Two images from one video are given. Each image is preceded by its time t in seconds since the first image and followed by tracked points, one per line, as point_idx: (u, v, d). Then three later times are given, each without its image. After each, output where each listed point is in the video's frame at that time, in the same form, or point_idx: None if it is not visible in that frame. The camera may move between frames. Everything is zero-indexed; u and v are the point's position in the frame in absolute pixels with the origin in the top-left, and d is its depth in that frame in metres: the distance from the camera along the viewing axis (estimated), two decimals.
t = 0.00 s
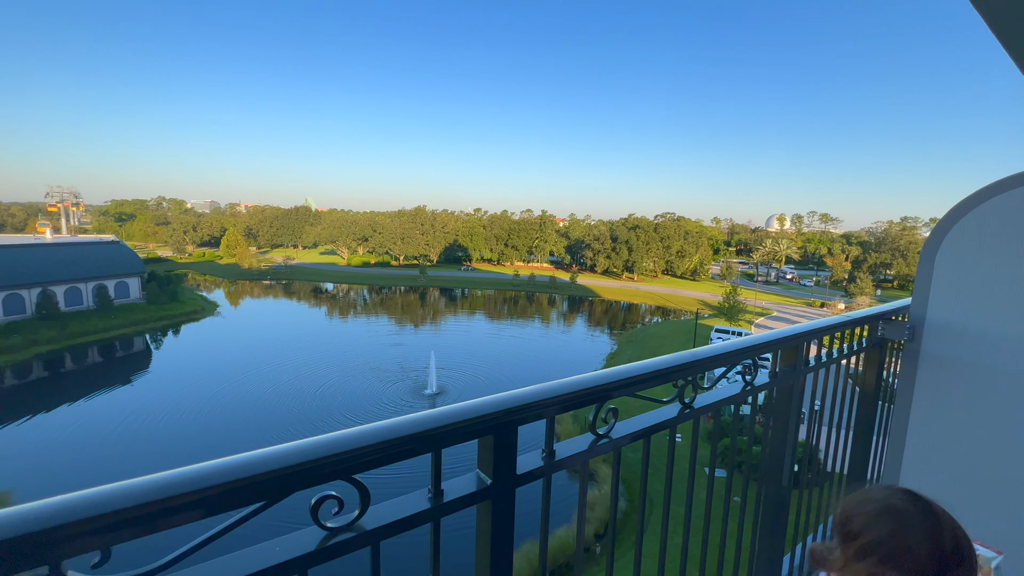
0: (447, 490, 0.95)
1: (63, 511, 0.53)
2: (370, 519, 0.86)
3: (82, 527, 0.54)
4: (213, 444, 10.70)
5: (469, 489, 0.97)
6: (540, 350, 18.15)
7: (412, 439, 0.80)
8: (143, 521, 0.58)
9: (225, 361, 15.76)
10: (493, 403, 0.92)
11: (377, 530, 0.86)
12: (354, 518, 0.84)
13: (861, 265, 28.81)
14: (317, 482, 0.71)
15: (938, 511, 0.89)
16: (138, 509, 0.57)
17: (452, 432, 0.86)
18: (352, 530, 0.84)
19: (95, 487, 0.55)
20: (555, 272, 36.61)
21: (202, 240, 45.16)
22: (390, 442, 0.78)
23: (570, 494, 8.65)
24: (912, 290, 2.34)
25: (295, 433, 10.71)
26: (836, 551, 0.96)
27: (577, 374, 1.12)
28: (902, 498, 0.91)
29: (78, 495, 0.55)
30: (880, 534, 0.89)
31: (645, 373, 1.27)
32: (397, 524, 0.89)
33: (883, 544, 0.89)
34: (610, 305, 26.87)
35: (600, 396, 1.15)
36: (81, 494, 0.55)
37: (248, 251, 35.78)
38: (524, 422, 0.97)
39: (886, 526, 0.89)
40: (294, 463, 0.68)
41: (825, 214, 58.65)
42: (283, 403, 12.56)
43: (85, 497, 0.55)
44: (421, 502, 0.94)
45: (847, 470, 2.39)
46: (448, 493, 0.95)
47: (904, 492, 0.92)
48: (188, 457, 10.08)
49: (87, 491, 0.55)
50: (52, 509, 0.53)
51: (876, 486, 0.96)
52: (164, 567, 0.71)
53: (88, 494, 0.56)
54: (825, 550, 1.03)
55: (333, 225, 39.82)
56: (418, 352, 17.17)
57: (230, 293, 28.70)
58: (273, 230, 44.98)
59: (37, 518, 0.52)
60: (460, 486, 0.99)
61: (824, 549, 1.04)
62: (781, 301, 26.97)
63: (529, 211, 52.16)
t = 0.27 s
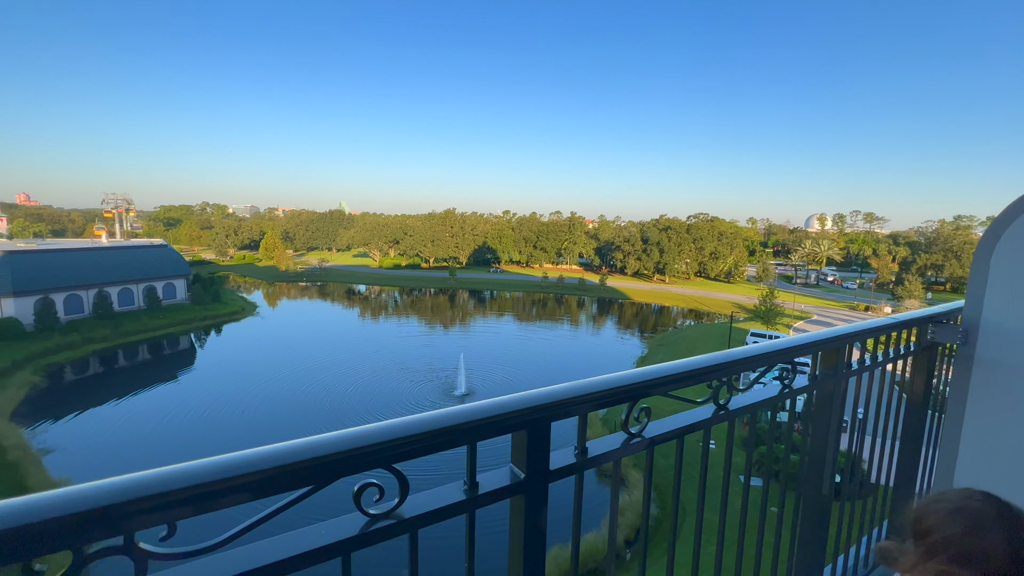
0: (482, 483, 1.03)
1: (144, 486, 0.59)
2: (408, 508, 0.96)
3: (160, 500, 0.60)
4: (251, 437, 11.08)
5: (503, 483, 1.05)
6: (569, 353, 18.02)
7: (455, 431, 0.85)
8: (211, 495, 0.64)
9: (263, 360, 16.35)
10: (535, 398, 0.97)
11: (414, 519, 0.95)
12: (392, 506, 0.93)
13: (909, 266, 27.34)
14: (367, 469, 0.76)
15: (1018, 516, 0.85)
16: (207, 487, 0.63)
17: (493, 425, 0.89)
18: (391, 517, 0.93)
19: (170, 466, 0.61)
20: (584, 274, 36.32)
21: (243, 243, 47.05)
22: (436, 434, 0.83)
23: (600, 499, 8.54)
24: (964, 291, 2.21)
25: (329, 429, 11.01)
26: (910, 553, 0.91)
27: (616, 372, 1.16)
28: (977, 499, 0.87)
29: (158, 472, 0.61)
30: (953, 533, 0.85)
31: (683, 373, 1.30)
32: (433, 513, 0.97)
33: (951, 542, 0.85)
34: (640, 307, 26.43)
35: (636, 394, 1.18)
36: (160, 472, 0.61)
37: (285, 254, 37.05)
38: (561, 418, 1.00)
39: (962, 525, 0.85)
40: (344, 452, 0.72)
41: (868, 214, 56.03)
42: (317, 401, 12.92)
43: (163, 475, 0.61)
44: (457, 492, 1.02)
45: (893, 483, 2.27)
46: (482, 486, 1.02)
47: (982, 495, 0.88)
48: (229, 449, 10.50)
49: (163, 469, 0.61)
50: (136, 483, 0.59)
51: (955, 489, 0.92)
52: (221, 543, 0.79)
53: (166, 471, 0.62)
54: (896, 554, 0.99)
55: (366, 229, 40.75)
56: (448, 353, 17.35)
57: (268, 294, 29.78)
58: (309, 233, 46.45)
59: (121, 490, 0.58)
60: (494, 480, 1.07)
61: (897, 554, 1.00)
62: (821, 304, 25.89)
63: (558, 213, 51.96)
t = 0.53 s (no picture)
0: (520, 480, 1.10)
1: (209, 471, 0.72)
2: (451, 502, 1.03)
3: (222, 485, 0.73)
4: (286, 430, 11.34)
5: (541, 481, 1.11)
6: (599, 355, 17.75)
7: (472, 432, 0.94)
8: (263, 482, 0.76)
9: (299, 358, 16.84)
10: (559, 401, 1.04)
11: (458, 512, 1.03)
12: (435, 500, 1.01)
13: (965, 268, 25.64)
14: (394, 463, 0.88)
15: None
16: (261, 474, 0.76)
17: (509, 426, 0.98)
18: (435, 509, 1.01)
19: (230, 456, 0.74)
20: (614, 276, 35.83)
21: (281, 246, 48.65)
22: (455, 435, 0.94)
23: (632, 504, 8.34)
24: None
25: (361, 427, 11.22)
26: None
27: (644, 376, 1.22)
28: None
29: (220, 461, 0.75)
30: None
31: (718, 376, 1.31)
32: (473, 507, 1.04)
33: None
34: (673, 310, 25.83)
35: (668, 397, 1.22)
36: (223, 460, 0.74)
37: (321, 256, 38.13)
38: (593, 418, 1.06)
39: None
40: (374, 446, 0.85)
41: (919, 213, 52.99)
42: (349, 398, 13.15)
43: (225, 463, 0.74)
44: (495, 489, 1.09)
45: (948, 500, 2.07)
46: (520, 484, 1.09)
47: None
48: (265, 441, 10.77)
49: (225, 459, 0.74)
50: (204, 469, 0.73)
51: None
52: (279, 528, 0.88)
53: (227, 460, 0.75)
54: None
55: (398, 231, 41.51)
56: (477, 355, 17.40)
57: (304, 295, 30.74)
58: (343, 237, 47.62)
59: (192, 474, 0.72)
60: (532, 477, 1.13)
61: None
62: (866, 307, 24.65)
63: (588, 215, 51.44)
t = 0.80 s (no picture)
0: (557, 485, 1.08)
1: (241, 471, 0.77)
2: (489, 505, 1.02)
3: (259, 485, 0.77)
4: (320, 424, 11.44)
5: (577, 486, 1.09)
6: (630, 359, 17.33)
7: (496, 437, 0.95)
8: (283, 484, 0.79)
9: (332, 357, 17.16)
10: (588, 406, 1.03)
11: (495, 516, 1.02)
12: (474, 502, 1.01)
13: None
14: (417, 467, 0.89)
15: None
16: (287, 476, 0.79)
17: (532, 433, 0.98)
18: (473, 513, 1.00)
19: (262, 457, 0.78)
20: (646, 279, 35.09)
21: (316, 250, 50.01)
22: (479, 441, 0.94)
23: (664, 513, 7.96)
24: None
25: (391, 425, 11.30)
26: None
27: (680, 385, 1.18)
28: None
29: (258, 461, 0.79)
30: None
31: (760, 383, 1.25)
32: (511, 512, 1.03)
33: None
34: (707, 314, 25.04)
35: (704, 405, 1.18)
36: (254, 460, 0.78)
37: (354, 260, 38.96)
38: (627, 425, 1.06)
39: None
40: (397, 452, 0.87)
41: (977, 212, 49.61)
42: (378, 395, 13.23)
43: (255, 464, 0.78)
44: (533, 493, 1.08)
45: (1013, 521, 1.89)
46: (557, 489, 1.07)
47: None
48: (299, 435, 10.92)
49: (259, 460, 0.78)
50: (238, 469, 0.77)
51: None
52: (325, 525, 0.89)
53: (256, 462, 0.78)
54: None
55: (428, 235, 41.98)
56: (505, 357, 17.28)
57: (338, 297, 31.46)
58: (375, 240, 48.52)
59: (226, 474, 0.76)
60: (569, 483, 1.11)
61: None
62: (918, 312, 23.17)
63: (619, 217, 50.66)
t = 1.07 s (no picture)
0: (594, 490, 1.00)
1: (257, 472, 0.72)
2: (524, 508, 0.95)
3: (288, 483, 0.73)
4: (353, 424, 11.62)
5: (614, 493, 1.00)
6: (663, 365, 16.89)
7: (533, 440, 0.88)
8: (303, 486, 0.74)
9: (364, 359, 17.47)
10: (626, 412, 0.95)
11: (531, 520, 0.95)
12: (510, 504, 0.94)
13: None
14: (441, 472, 0.83)
15: None
16: (314, 478, 0.74)
17: (569, 436, 0.91)
18: (509, 516, 0.93)
19: (286, 457, 0.74)
20: (679, 283, 34.26)
21: (350, 254, 51.24)
22: (517, 442, 0.87)
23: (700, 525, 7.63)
24: None
25: (421, 426, 11.32)
26: None
27: (720, 389, 1.08)
28: None
29: (283, 462, 0.75)
30: None
31: (806, 392, 1.14)
32: (547, 516, 0.96)
33: None
34: (744, 319, 24.19)
35: (757, 411, 1.08)
36: (273, 463, 0.74)
37: (386, 264, 39.72)
38: (664, 432, 0.97)
39: None
40: (425, 452, 0.81)
41: None
42: (409, 397, 13.36)
43: (272, 465, 0.73)
44: (569, 499, 1.00)
45: None
46: (594, 494, 0.99)
47: None
48: (332, 433, 11.10)
49: (284, 460, 0.74)
50: (254, 471, 0.73)
51: None
52: (362, 524, 0.84)
53: (277, 464, 0.75)
54: None
55: (459, 239, 42.37)
56: (535, 361, 17.17)
57: (371, 300, 32.12)
58: (406, 244, 49.34)
59: (239, 476, 0.72)
60: (605, 487, 1.03)
61: None
62: (976, 319, 21.64)
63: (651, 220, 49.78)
